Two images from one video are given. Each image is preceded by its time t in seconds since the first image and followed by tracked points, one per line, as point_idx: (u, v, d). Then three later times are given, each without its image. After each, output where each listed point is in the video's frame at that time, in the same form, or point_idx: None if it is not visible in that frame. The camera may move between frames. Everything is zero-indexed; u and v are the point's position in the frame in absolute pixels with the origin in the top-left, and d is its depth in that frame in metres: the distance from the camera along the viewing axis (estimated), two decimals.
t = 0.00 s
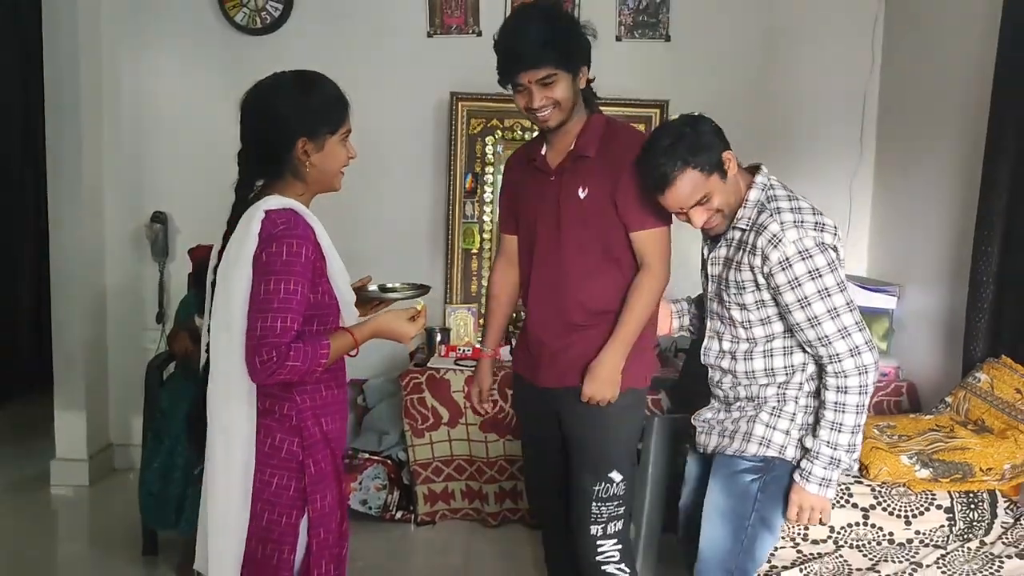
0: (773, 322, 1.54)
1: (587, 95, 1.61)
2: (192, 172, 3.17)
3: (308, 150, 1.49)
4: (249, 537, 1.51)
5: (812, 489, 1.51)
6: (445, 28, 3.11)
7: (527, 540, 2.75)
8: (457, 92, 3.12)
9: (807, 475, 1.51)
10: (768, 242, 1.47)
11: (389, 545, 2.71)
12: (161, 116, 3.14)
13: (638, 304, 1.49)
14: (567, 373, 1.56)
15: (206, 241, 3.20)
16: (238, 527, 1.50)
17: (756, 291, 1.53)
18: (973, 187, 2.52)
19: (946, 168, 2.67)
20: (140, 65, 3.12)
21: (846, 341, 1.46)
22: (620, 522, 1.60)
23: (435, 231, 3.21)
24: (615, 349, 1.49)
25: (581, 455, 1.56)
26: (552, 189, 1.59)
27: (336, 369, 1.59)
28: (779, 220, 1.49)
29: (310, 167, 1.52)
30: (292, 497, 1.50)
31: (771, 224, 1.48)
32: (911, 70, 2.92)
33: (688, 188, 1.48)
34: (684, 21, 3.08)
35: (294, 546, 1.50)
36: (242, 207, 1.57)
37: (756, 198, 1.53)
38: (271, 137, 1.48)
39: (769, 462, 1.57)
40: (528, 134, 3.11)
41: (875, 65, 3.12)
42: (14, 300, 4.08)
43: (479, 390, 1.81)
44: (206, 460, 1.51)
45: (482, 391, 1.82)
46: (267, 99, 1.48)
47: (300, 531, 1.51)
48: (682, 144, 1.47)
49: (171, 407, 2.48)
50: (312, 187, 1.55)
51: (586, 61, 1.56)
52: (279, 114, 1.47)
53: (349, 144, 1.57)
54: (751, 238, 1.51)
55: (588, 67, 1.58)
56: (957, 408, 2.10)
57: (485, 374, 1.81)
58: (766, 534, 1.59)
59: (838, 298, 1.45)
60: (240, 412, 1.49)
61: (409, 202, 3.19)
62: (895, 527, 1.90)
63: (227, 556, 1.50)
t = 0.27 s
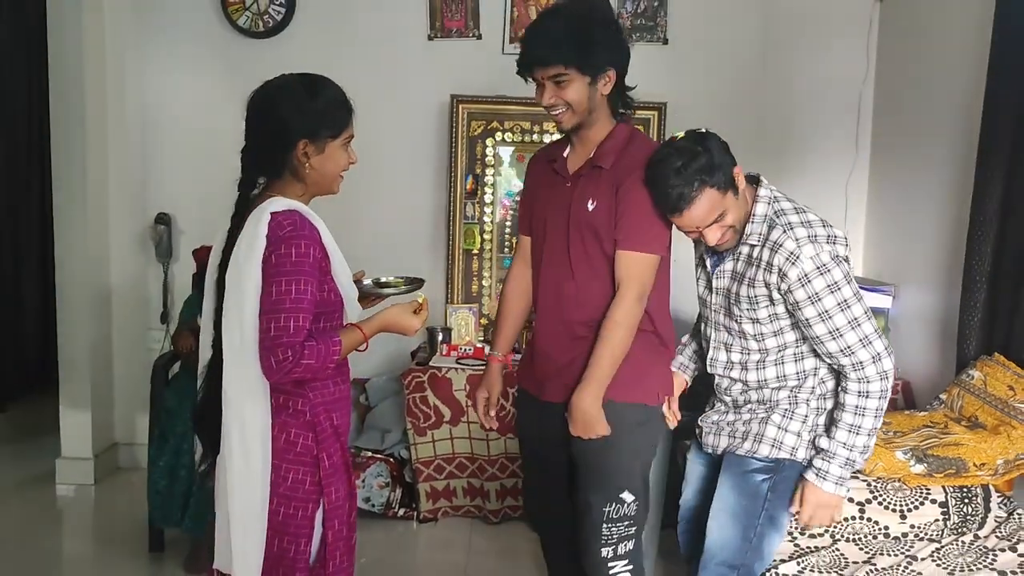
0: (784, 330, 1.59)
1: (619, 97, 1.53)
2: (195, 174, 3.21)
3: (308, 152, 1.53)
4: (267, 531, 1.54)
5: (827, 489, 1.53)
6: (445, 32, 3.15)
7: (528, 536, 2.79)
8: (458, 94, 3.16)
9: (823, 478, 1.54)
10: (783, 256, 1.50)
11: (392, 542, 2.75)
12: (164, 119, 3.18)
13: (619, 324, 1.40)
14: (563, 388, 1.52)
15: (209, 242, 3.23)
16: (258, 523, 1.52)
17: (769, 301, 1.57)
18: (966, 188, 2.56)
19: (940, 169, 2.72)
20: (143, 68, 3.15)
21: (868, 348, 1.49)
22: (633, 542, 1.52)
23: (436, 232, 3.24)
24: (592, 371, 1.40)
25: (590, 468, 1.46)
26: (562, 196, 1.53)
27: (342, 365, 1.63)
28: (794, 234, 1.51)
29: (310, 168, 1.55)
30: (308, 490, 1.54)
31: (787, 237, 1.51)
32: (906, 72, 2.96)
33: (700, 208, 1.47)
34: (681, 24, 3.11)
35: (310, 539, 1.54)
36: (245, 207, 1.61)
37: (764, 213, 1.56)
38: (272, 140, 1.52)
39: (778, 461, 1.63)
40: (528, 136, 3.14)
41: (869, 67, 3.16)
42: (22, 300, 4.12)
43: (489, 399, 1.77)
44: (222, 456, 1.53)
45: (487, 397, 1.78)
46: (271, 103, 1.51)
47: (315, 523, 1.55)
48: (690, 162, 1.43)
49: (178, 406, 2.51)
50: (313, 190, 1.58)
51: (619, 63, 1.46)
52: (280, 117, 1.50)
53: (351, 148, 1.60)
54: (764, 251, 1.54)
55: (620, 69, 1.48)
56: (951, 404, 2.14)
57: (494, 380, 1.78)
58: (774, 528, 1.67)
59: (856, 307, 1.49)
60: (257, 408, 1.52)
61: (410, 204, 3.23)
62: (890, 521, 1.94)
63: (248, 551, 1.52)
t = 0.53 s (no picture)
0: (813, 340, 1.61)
1: (658, 82, 1.52)
2: (200, 174, 3.23)
3: (300, 153, 1.56)
4: (271, 527, 1.57)
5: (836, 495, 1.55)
6: (448, 33, 3.17)
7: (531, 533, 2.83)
8: (460, 95, 3.19)
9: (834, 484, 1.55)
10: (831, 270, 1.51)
11: (397, 539, 2.78)
12: (169, 120, 3.20)
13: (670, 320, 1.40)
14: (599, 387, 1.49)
15: (213, 242, 3.26)
16: (260, 518, 1.55)
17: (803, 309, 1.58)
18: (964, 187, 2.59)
19: (938, 169, 2.75)
20: (148, 69, 3.17)
21: (891, 368, 1.55)
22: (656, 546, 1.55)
23: (438, 232, 3.27)
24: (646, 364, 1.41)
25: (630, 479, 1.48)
26: (595, 187, 1.50)
27: (349, 365, 1.65)
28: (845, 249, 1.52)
29: (305, 169, 1.58)
30: (312, 488, 1.56)
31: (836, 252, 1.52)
32: (905, 74, 2.99)
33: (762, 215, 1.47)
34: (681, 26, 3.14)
35: (314, 536, 1.56)
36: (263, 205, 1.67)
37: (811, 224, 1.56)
38: (274, 138, 1.58)
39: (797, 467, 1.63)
40: (531, 136, 3.18)
41: (867, 68, 3.20)
42: (27, 299, 4.14)
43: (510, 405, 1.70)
44: (227, 454, 1.57)
45: (509, 406, 1.72)
46: (278, 103, 1.57)
47: (320, 521, 1.57)
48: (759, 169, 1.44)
49: (186, 404, 2.53)
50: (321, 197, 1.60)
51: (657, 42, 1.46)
52: (280, 117, 1.56)
53: (357, 148, 1.60)
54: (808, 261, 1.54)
55: (658, 48, 1.47)
56: (950, 400, 2.18)
57: (513, 383, 1.71)
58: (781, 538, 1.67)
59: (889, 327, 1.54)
60: (259, 407, 1.55)
61: (413, 204, 3.26)
62: (893, 514, 1.98)
63: (252, 546, 1.56)
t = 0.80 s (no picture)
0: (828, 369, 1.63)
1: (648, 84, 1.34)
2: (201, 172, 3.25)
3: (291, 154, 1.63)
4: (267, 516, 1.60)
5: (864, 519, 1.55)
6: (447, 33, 3.21)
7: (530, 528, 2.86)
8: (460, 94, 3.22)
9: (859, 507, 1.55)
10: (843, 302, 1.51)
11: (396, 533, 2.80)
12: (170, 118, 3.22)
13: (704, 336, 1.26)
14: (622, 421, 1.29)
15: (214, 240, 3.28)
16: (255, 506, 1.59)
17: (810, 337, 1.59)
18: (956, 186, 2.64)
19: (930, 168, 2.80)
20: (149, 67, 3.20)
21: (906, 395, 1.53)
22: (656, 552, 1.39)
23: (437, 231, 3.30)
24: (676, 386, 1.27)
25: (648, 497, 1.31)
26: (604, 191, 1.30)
27: (352, 360, 1.64)
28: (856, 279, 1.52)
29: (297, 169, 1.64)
30: (305, 481, 1.57)
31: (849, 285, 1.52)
32: (897, 75, 3.04)
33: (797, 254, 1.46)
34: (678, 27, 3.19)
35: (308, 527, 1.58)
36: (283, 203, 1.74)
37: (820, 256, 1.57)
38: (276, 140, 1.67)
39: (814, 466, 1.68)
40: (529, 135, 3.21)
41: (861, 69, 3.25)
42: (29, 298, 4.17)
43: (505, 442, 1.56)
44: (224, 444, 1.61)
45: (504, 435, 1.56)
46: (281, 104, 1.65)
47: (315, 513, 1.59)
48: (800, 207, 1.42)
49: (189, 399, 2.56)
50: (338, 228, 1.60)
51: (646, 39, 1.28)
52: (280, 119, 1.64)
53: (346, 147, 1.62)
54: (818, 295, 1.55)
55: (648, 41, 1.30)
56: (942, 394, 2.20)
57: (507, 413, 1.55)
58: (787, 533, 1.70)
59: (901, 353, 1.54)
60: (252, 400, 1.58)
61: (412, 202, 3.29)
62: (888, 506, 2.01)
63: (246, 534, 1.60)
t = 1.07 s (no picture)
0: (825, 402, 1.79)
1: (619, 63, 1.28)
2: (199, 172, 3.27)
3: (301, 154, 1.68)
4: (262, 509, 1.62)
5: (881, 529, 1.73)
6: (445, 34, 3.23)
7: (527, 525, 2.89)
8: (457, 94, 3.25)
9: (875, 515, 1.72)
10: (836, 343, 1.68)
11: (394, 531, 2.83)
12: (170, 118, 3.24)
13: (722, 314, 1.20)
14: (635, 418, 1.20)
15: (213, 239, 3.30)
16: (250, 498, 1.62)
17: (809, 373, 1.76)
18: (948, 186, 2.67)
19: (922, 169, 2.83)
20: (149, 67, 3.22)
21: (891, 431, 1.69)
22: None
23: (435, 230, 3.33)
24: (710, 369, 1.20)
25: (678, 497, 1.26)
26: (592, 178, 1.23)
27: (347, 357, 1.66)
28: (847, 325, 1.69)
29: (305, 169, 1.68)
30: (298, 477, 1.58)
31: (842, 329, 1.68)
32: (890, 76, 3.08)
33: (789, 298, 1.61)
34: (673, 28, 3.22)
35: (302, 523, 1.59)
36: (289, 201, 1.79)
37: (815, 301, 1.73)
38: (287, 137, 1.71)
39: (830, 480, 1.82)
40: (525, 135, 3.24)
41: (854, 71, 3.29)
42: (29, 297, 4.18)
43: (482, 458, 1.34)
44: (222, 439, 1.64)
45: (480, 456, 1.35)
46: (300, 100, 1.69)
47: (309, 510, 1.59)
48: (794, 256, 1.56)
49: (189, 397, 2.58)
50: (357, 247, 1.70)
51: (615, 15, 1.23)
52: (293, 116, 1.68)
53: (354, 152, 1.66)
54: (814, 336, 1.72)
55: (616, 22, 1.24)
56: (935, 391, 2.23)
57: (486, 430, 1.35)
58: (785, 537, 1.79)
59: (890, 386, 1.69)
60: (247, 396, 1.61)
61: (409, 202, 3.31)
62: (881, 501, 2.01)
63: (243, 525, 1.63)
